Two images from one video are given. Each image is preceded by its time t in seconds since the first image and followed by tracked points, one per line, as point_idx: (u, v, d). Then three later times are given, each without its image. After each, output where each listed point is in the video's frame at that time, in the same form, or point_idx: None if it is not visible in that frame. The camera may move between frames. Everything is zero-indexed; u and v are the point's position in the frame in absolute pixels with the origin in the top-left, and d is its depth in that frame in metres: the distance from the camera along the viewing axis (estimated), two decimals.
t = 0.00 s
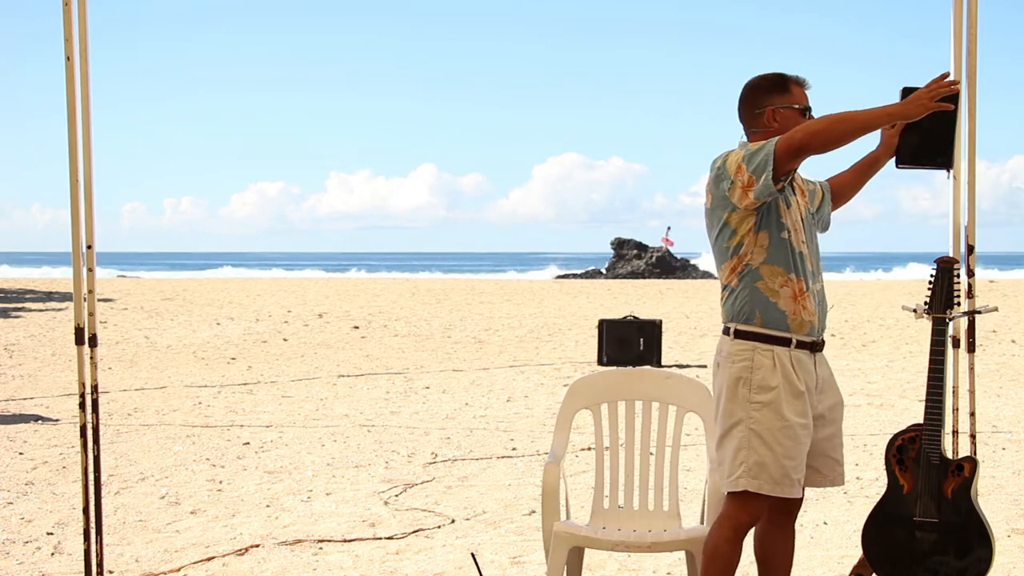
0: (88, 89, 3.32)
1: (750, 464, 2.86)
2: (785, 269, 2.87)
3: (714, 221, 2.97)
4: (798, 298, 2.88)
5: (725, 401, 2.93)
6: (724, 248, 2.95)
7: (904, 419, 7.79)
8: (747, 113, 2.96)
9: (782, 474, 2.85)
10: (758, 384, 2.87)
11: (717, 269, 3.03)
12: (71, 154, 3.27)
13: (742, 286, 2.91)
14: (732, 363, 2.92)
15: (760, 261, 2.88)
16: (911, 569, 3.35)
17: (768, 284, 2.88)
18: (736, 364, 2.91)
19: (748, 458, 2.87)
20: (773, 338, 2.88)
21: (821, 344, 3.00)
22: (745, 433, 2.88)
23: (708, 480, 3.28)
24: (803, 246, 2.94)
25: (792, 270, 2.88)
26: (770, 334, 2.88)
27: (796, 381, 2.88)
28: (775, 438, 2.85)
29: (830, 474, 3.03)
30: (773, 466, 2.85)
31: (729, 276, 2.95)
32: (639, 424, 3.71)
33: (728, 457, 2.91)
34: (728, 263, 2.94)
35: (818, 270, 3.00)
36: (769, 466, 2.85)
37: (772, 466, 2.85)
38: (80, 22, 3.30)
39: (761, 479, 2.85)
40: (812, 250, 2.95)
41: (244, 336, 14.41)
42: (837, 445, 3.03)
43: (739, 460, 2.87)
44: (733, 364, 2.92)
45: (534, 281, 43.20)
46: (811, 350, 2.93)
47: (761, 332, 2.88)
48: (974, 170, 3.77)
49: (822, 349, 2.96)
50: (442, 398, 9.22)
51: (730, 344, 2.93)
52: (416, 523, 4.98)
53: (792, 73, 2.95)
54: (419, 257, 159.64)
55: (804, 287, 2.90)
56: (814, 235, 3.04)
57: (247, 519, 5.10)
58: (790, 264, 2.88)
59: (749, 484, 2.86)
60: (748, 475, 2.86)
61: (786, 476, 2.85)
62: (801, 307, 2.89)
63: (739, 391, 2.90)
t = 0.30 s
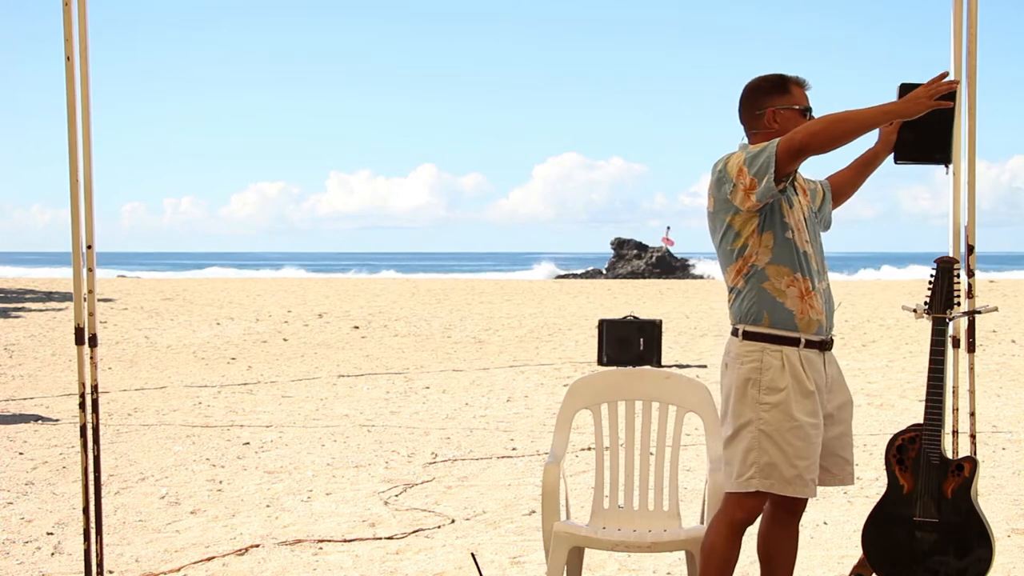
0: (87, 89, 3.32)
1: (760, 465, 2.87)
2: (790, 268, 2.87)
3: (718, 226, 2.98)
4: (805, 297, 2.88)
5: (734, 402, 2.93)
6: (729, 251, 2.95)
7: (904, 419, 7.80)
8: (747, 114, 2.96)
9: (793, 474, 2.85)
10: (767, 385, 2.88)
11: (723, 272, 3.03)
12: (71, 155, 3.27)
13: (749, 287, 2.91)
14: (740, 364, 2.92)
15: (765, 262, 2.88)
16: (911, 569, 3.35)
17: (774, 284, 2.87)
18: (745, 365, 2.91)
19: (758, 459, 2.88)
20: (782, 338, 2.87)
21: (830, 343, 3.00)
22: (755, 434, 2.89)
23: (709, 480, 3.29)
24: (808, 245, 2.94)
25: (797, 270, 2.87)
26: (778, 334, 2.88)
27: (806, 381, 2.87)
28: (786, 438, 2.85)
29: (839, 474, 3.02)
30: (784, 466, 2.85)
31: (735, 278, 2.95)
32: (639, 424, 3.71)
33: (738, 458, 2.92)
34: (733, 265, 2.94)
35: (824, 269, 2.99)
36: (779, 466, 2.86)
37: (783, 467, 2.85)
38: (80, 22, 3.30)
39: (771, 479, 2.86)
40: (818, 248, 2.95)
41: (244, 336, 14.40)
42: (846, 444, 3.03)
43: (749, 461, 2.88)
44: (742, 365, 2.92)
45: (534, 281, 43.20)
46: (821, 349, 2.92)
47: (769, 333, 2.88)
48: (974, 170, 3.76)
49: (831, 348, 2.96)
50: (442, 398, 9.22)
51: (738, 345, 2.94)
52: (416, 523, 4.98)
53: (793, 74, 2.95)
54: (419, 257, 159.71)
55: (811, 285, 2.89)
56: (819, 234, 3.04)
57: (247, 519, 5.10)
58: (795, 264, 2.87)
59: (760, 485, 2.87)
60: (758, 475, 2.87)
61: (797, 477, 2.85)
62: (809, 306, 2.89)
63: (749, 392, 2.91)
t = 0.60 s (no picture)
0: (88, 90, 3.32)
1: (759, 463, 2.87)
2: (793, 267, 2.87)
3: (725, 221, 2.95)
4: (806, 296, 2.88)
5: (734, 401, 2.94)
6: (733, 247, 2.94)
7: (904, 419, 7.80)
8: (752, 112, 2.95)
9: (792, 473, 2.85)
10: (768, 383, 2.88)
11: (723, 268, 3.02)
12: (71, 155, 3.27)
13: (751, 284, 2.90)
14: (741, 363, 2.93)
15: (769, 259, 2.88)
16: (911, 569, 3.35)
17: (776, 282, 2.88)
18: (745, 364, 2.91)
19: (757, 458, 2.87)
20: (782, 338, 2.88)
21: (829, 344, 3.00)
22: (754, 432, 2.89)
23: (709, 479, 3.30)
24: (810, 244, 2.94)
25: (800, 268, 2.88)
26: (778, 334, 2.88)
27: (806, 381, 2.87)
28: (785, 437, 2.85)
29: (838, 474, 3.02)
30: (783, 465, 2.85)
31: (737, 275, 2.94)
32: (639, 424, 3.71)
33: (737, 457, 2.91)
34: (736, 261, 2.93)
35: (823, 268, 3.01)
36: (778, 465, 2.85)
37: (782, 465, 2.85)
38: (80, 22, 3.30)
39: (771, 478, 2.86)
40: (819, 247, 2.96)
41: (243, 336, 14.40)
42: (845, 445, 3.04)
43: (749, 459, 2.88)
44: (742, 363, 2.92)
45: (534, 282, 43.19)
46: (820, 349, 2.92)
47: (770, 332, 2.88)
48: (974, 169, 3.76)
49: (831, 348, 2.96)
50: (442, 398, 9.23)
51: (738, 343, 2.94)
52: (416, 523, 4.98)
53: (798, 75, 2.94)
54: (419, 257, 159.73)
55: (812, 285, 2.90)
56: (819, 235, 3.04)
57: (247, 519, 5.10)
58: (798, 262, 2.88)
59: (759, 483, 2.87)
60: (758, 474, 2.87)
61: (796, 475, 2.85)
62: (809, 305, 2.90)
63: (748, 390, 2.91)
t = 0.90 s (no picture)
0: (84, 89, 3.31)
1: (749, 464, 2.87)
2: (789, 271, 2.88)
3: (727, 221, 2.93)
4: (799, 300, 2.89)
5: (724, 401, 2.93)
6: (731, 247, 2.93)
7: (901, 419, 7.79)
8: (758, 109, 2.95)
9: (781, 475, 2.85)
10: (759, 384, 2.88)
11: (717, 267, 3.01)
12: (67, 154, 3.26)
13: (746, 285, 2.90)
14: (731, 363, 2.92)
15: (766, 262, 2.88)
16: (907, 568, 3.35)
17: (771, 285, 2.88)
18: (736, 364, 2.91)
19: (747, 459, 2.88)
20: (773, 339, 2.88)
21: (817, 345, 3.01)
22: (744, 433, 2.89)
23: (704, 481, 3.28)
24: (806, 248, 2.95)
25: (795, 272, 2.88)
26: (770, 335, 2.88)
27: (797, 382, 2.88)
28: (775, 438, 2.85)
29: (825, 475, 3.03)
30: (773, 466, 2.85)
31: (732, 275, 2.94)
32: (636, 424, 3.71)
33: (727, 457, 2.92)
34: (732, 261, 2.93)
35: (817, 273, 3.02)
36: (768, 466, 2.85)
37: (772, 467, 2.85)
38: (77, 21, 3.30)
39: (760, 479, 2.86)
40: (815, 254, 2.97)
41: (240, 336, 14.37)
42: (832, 445, 3.04)
43: (739, 460, 2.88)
44: (733, 363, 2.92)
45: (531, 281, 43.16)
46: (809, 350, 2.93)
47: (762, 333, 2.88)
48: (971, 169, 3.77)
49: (819, 349, 2.97)
50: (439, 398, 9.21)
51: (729, 343, 2.93)
52: (412, 523, 4.97)
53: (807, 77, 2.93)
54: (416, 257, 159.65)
55: (805, 288, 2.91)
56: (814, 237, 3.04)
57: (244, 518, 5.10)
58: (794, 267, 2.88)
59: (749, 485, 2.87)
60: (747, 475, 2.87)
61: (786, 477, 2.86)
62: (802, 309, 2.90)
63: (739, 391, 2.90)
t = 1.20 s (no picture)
0: (71, 89, 3.30)
1: (737, 466, 2.87)
2: (774, 274, 2.88)
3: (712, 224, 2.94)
4: (785, 302, 2.90)
5: (711, 402, 2.93)
6: (716, 249, 2.94)
7: (888, 419, 7.82)
8: (745, 109, 2.96)
9: (768, 476, 2.86)
10: (745, 386, 2.88)
11: (703, 268, 3.02)
12: (54, 153, 3.25)
13: (732, 287, 2.91)
14: (718, 365, 2.92)
15: (752, 265, 2.88)
16: (895, 568, 3.37)
17: (757, 287, 2.88)
18: (723, 366, 2.91)
19: (735, 460, 2.88)
20: (759, 340, 2.88)
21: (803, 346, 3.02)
22: (732, 434, 2.89)
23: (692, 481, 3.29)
24: (792, 250, 2.96)
25: (781, 274, 2.89)
26: (757, 337, 2.88)
27: (783, 383, 2.89)
28: (762, 439, 2.86)
29: (811, 475, 3.04)
30: (760, 468, 2.86)
31: (718, 276, 2.94)
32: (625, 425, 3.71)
33: (714, 459, 2.92)
34: (718, 263, 2.93)
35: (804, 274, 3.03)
36: (755, 468, 2.86)
37: (759, 468, 2.86)
38: (64, 19, 3.28)
39: (748, 481, 2.87)
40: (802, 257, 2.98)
41: (228, 336, 14.35)
42: (817, 446, 3.06)
43: (726, 462, 2.88)
44: (719, 365, 2.92)
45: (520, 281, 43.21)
46: (795, 351, 2.94)
47: (748, 333, 2.89)
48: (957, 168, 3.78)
49: (805, 350, 2.98)
50: (427, 398, 9.21)
51: (716, 344, 2.93)
52: (401, 523, 4.97)
53: (794, 77, 2.94)
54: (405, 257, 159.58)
55: (793, 290, 2.92)
56: (801, 237, 3.05)
57: (232, 519, 5.08)
58: (781, 269, 2.89)
59: (736, 486, 2.87)
60: (734, 476, 2.87)
61: (773, 478, 2.86)
62: (788, 311, 2.91)
63: (726, 392, 2.91)
